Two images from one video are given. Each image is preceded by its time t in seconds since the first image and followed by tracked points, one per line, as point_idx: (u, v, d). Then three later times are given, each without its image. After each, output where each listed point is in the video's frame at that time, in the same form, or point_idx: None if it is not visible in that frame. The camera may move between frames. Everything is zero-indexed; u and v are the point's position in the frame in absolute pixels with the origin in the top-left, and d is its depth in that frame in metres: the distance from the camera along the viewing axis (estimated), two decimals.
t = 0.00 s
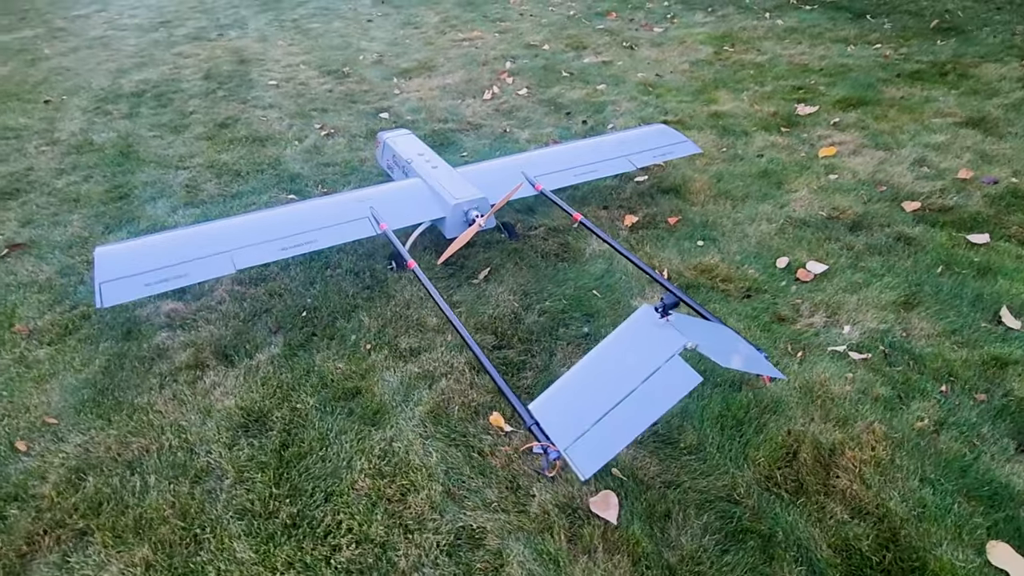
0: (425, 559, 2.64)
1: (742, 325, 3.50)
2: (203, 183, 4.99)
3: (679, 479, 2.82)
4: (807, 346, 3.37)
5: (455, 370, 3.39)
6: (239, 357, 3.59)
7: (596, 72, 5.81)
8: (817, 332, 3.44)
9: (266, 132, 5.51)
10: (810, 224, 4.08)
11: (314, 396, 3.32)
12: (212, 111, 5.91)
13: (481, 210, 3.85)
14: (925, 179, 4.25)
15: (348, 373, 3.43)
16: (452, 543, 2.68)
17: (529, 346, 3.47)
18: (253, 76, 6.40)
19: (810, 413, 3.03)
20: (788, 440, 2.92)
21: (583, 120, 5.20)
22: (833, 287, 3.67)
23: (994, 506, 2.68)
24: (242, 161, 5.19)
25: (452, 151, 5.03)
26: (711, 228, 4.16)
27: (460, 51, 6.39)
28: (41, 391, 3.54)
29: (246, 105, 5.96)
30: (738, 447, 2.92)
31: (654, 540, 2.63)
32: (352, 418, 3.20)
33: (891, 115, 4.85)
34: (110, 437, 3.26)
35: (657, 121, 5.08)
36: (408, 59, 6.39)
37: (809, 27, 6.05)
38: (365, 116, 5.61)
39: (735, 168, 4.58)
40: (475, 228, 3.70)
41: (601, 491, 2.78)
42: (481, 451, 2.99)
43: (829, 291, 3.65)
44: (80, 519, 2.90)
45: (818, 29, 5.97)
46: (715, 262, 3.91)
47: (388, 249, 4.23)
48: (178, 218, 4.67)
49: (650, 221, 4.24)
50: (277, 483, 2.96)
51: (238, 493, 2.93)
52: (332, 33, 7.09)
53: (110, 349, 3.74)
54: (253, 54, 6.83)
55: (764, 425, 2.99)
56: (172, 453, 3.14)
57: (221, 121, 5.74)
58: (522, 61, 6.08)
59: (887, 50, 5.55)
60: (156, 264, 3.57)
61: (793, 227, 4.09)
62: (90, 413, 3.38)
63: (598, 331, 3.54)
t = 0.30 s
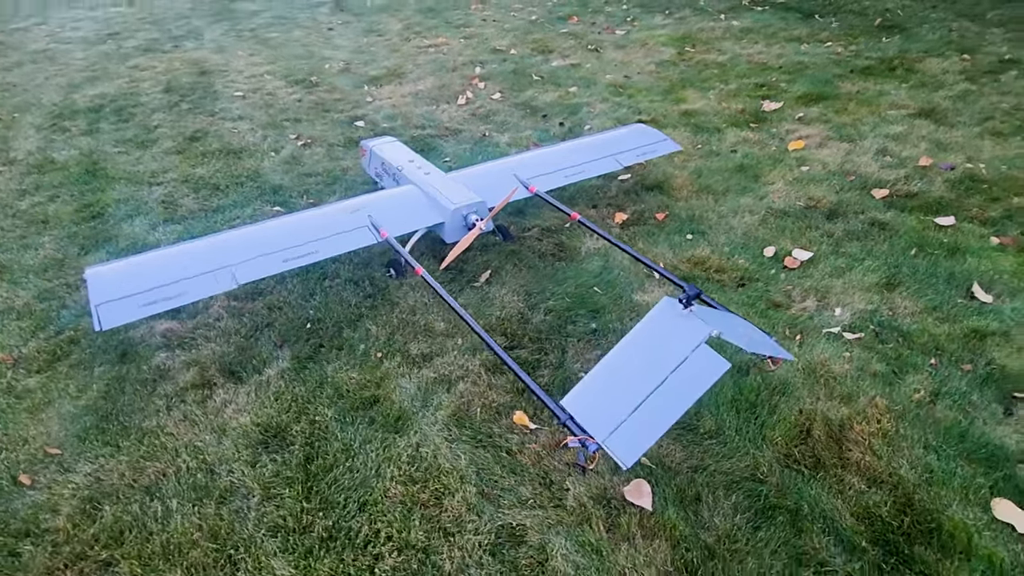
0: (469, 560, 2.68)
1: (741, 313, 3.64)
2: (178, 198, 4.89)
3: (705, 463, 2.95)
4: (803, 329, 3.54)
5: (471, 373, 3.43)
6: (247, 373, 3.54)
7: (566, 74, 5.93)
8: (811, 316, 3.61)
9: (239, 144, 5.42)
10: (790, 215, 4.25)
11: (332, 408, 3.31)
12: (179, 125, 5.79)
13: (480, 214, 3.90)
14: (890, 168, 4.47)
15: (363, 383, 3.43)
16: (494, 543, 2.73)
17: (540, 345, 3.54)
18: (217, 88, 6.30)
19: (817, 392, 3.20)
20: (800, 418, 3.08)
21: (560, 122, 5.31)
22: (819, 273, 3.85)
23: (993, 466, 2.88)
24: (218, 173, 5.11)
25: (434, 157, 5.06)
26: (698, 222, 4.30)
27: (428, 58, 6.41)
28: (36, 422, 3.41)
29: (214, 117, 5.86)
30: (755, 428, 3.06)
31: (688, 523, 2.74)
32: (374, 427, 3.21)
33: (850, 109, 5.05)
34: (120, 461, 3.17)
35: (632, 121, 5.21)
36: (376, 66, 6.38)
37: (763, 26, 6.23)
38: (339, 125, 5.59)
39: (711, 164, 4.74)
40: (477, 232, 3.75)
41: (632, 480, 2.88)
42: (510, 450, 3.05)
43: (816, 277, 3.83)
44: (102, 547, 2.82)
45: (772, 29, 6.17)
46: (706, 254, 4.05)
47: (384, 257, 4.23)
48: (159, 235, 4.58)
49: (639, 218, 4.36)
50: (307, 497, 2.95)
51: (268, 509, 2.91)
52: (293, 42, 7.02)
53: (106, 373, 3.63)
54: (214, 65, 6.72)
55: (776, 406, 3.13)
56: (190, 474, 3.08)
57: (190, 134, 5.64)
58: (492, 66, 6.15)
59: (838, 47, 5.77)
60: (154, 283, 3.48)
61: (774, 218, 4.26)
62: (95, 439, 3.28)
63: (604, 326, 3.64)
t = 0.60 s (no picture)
0: (510, 554, 2.74)
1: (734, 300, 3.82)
2: (154, 215, 4.77)
3: (721, 444, 3.09)
4: (793, 313, 3.74)
5: (484, 373, 3.49)
6: (255, 387, 3.51)
7: (533, 77, 6.04)
8: (798, 299, 3.82)
9: (210, 158, 5.31)
10: (766, 206, 4.47)
11: (349, 417, 3.32)
12: (142, 140, 5.63)
13: (478, 215, 3.96)
14: (852, 158, 4.75)
15: (377, 389, 3.45)
16: (531, 536, 2.80)
17: (547, 342, 3.63)
18: (177, 102, 6.15)
19: (815, 370, 3.40)
20: (804, 396, 3.27)
21: (534, 125, 5.41)
22: (801, 259, 4.07)
23: (980, 427, 3.13)
24: (192, 188, 5.00)
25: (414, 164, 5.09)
26: (681, 216, 4.47)
27: (393, 65, 6.42)
28: (36, 452, 3.28)
29: (178, 131, 5.72)
30: (763, 408, 3.23)
31: (714, 501, 2.88)
32: (396, 432, 3.24)
33: (809, 104, 5.33)
34: (134, 484, 3.09)
35: (604, 122, 5.36)
36: (341, 75, 6.34)
37: (718, 27, 6.50)
38: (312, 134, 5.54)
39: (686, 160, 4.93)
40: (477, 234, 3.81)
41: (656, 465, 3.01)
42: (534, 445, 3.13)
43: (799, 263, 4.04)
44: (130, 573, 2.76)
45: (726, 29, 6.43)
46: (693, 247, 4.23)
47: (378, 265, 4.24)
48: (139, 255, 4.46)
49: (624, 215, 4.50)
50: (337, 506, 2.95)
51: (299, 521, 2.90)
52: (250, 52, 6.90)
53: (104, 397, 3.53)
54: (169, 78, 6.55)
55: (780, 386, 3.31)
56: (212, 493, 3.03)
57: (156, 150, 5.49)
58: (459, 71, 6.20)
59: (790, 45, 6.07)
60: (153, 300, 3.41)
61: (751, 209, 4.47)
62: (103, 464, 3.19)
63: (607, 320, 3.75)
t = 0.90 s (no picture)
0: (551, 544, 2.81)
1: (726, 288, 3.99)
2: (127, 234, 4.60)
3: (735, 423, 3.24)
4: (782, 296, 3.94)
5: (497, 372, 3.54)
6: (266, 401, 3.45)
7: (500, 81, 6.12)
8: (785, 284, 4.03)
9: (178, 173, 5.15)
10: (742, 197, 4.68)
11: (369, 424, 3.31)
12: (101, 156, 5.40)
13: (474, 218, 4.01)
14: (815, 150, 5.03)
15: (392, 395, 3.45)
16: (569, 525, 2.88)
17: (555, 339, 3.71)
18: (132, 116, 5.92)
19: (811, 348, 3.59)
20: (804, 373, 3.45)
21: (508, 127, 5.49)
22: (782, 246, 4.28)
23: (966, 391, 3.38)
24: (164, 204, 4.84)
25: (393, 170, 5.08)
26: (663, 210, 4.64)
27: (356, 72, 6.37)
28: (40, 486, 3.14)
29: (139, 146, 5.51)
30: (769, 387, 3.39)
31: (737, 477, 3.02)
32: (418, 435, 3.25)
33: (768, 100, 5.60)
34: (154, 509, 3.01)
35: (576, 122, 5.49)
36: (303, 84, 6.26)
37: (672, 28, 6.74)
38: (283, 145, 5.45)
39: (660, 156, 5.10)
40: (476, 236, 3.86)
41: (679, 448, 3.13)
42: (558, 438, 3.20)
43: (780, 250, 4.26)
44: None
45: (680, 30, 6.68)
46: (680, 239, 4.39)
47: (373, 272, 4.22)
48: (118, 275, 4.29)
49: (609, 212, 4.63)
50: (371, 513, 2.96)
51: (334, 531, 2.89)
52: (203, 63, 6.72)
53: (105, 423, 3.40)
54: (119, 92, 6.30)
55: (781, 365, 3.49)
56: (238, 510, 2.98)
57: (117, 166, 5.28)
58: (424, 77, 6.22)
59: (743, 44, 6.36)
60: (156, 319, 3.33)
61: (729, 201, 4.67)
62: (117, 492, 3.09)
63: (609, 313, 3.85)
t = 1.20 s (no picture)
0: (587, 536, 2.86)
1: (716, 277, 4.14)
2: (99, 254, 4.40)
3: (744, 406, 3.36)
4: (770, 282, 4.11)
5: (508, 372, 3.57)
6: (276, 417, 3.37)
7: (466, 86, 6.15)
8: (770, 271, 4.20)
9: (145, 190, 4.96)
10: (718, 191, 4.86)
11: (386, 432, 3.28)
12: (56, 176, 5.14)
13: (468, 222, 4.03)
14: (779, 142, 5.27)
15: (406, 402, 3.43)
16: (601, 516, 2.93)
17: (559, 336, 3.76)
18: (84, 133, 5.65)
19: (803, 330, 3.76)
20: (801, 354, 3.62)
21: (481, 131, 5.53)
22: (761, 235, 4.47)
23: (949, 361, 3.60)
24: (134, 222, 4.66)
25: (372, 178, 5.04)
26: (645, 206, 4.76)
27: (318, 81, 6.29)
28: (42, 522, 2.97)
29: (97, 163, 5.28)
30: (771, 370, 3.54)
31: (754, 457, 3.14)
32: (438, 440, 3.24)
33: (729, 97, 5.82)
34: (173, 536, 2.90)
35: (549, 124, 5.57)
36: (264, 94, 6.13)
37: (629, 30, 6.92)
38: (252, 156, 5.32)
39: (634, 154, 5.24)
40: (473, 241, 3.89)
41: (695, 434, 3.23)
42: (578, 433, 3.25)
43: (760, 239, 4.44)
44: None
45: (637, 31, 6.87)
46: (665, 233, 4.52)
47: (366, 281, 4.18)
48: (94, 297, 4.10)
49: (593, 211, 4.73)
50: (401, 520, 2.93)
51: (367, 542, 2.85)
52: (154, 76, 6.48)
53: (105, 452, 3.25)
54: (66, 109, 6.01)
55: (779, 348, 3.65)
56: (264, 529, 2.91)
57: (77, 185, 5.04)
58: (390, 84, 6.20)
59: (698, 43, 6.59)
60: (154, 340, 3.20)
61: (706, 195, 4.84)
62: (130, 521, 2.96)
63: (608, 308, 3.94)
